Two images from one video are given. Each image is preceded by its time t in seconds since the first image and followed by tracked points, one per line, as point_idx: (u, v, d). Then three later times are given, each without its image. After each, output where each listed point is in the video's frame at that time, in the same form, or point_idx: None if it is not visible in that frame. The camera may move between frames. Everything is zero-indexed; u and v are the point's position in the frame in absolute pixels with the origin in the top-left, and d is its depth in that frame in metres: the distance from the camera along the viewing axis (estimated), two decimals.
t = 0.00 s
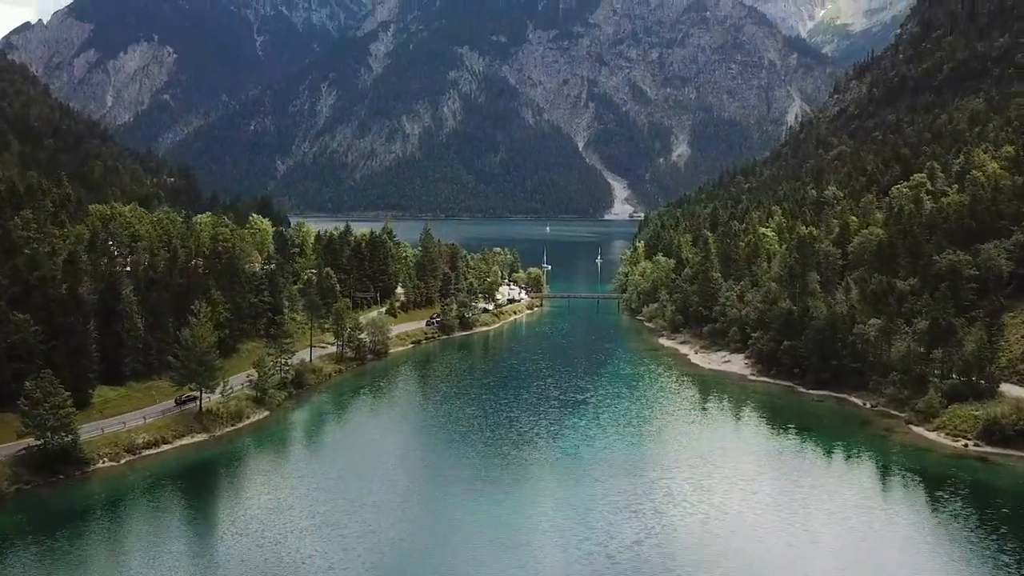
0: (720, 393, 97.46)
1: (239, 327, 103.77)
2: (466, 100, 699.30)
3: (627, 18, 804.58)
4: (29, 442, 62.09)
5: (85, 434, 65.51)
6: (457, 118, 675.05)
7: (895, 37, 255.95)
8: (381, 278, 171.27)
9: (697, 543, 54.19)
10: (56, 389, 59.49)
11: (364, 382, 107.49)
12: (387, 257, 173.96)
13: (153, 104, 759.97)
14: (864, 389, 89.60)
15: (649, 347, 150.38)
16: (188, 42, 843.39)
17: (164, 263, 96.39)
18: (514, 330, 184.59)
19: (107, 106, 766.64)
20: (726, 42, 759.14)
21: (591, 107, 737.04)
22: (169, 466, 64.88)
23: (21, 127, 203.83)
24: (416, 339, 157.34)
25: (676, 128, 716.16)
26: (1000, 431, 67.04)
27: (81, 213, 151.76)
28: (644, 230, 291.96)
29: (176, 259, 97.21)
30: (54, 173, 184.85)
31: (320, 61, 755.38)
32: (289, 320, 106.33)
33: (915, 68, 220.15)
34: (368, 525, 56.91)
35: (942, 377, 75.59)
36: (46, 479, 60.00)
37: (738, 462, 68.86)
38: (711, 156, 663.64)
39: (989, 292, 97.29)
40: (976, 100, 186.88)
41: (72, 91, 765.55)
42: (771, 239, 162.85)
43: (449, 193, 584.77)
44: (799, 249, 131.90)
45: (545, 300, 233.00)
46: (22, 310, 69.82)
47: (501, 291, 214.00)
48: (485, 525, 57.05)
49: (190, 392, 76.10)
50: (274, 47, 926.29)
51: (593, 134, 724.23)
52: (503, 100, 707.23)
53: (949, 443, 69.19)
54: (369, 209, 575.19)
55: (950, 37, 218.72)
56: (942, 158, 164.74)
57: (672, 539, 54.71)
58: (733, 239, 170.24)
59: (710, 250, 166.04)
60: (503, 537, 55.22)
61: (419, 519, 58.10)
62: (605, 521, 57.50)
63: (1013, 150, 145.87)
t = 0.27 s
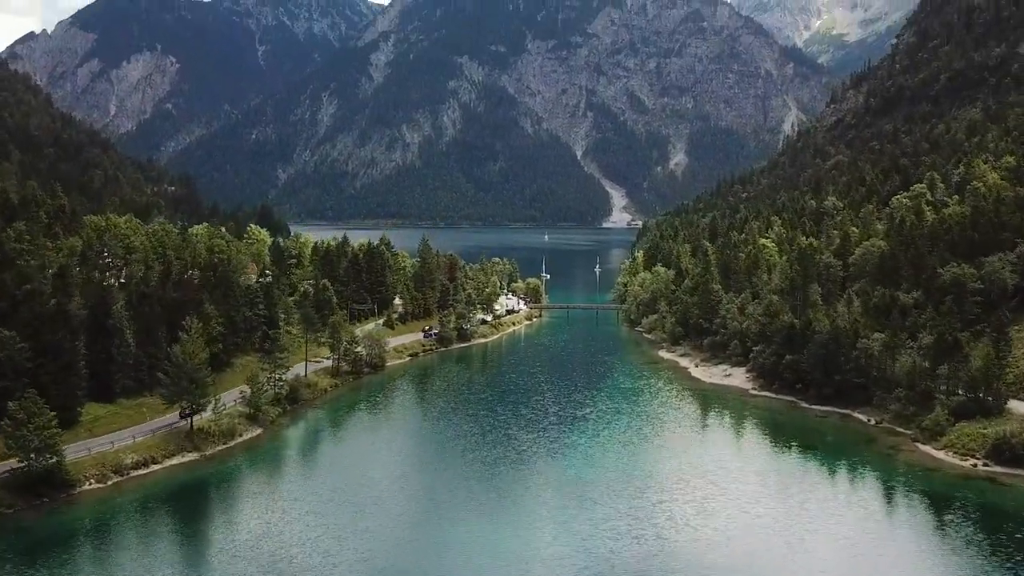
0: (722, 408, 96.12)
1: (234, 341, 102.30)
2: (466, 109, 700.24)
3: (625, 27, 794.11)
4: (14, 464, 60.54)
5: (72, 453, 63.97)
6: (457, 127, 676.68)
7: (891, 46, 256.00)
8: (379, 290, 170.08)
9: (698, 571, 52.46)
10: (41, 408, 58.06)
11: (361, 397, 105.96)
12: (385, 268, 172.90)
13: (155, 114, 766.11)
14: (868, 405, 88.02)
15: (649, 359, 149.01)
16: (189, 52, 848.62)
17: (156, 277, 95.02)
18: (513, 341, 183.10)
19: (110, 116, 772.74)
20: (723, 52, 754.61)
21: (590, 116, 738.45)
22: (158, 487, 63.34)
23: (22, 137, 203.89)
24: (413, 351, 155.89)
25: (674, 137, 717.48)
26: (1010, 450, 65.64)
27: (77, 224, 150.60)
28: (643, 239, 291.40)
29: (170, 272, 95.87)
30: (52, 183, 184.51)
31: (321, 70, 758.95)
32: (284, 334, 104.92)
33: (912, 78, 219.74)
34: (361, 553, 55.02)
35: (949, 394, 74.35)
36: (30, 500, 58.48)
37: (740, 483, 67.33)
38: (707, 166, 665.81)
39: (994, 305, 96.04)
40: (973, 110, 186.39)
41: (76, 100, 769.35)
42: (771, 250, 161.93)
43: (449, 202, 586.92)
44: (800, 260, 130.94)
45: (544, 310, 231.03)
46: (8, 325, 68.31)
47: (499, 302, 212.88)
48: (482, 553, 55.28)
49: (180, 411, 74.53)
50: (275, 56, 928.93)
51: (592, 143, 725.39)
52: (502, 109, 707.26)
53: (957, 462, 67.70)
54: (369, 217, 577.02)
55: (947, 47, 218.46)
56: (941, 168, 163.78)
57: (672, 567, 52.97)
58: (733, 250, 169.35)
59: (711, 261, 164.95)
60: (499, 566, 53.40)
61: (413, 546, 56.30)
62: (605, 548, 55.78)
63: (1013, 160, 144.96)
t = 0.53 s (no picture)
0: (723, 425, 94.72)
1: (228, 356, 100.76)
2: (465, 119, 701.52)
3: (623, 38, 797.91)
4: None
5: (57, 476, 62.25)
6: (456, 137, 677.63)
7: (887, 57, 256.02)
8: (376, 302, 168.82)
9: None
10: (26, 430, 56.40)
11: (357, 413, 104.28)
12: (383, 280, 171.65)
13: (159, 124, 773.52)
14: (873, 422, 86.41)
15: (649, 373, 147.61)
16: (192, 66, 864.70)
17: (148, 291, 93.64)
18: (512, 354, 181.52)
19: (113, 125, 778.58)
20: (720, 63, 755.04)
21: (588, 126, 739.13)
22: (147, 510, 61.71)
23: (22, 147, 204.27)
24: (411, 364, 154.27)
25: (671, 146, 714.17)
26: (1019, 471, 64.16)
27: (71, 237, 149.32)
28: (642, 249, 290.64)
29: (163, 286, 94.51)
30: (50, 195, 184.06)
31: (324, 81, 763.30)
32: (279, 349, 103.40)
33: (909, 88, 219.12)
34: None
35: (956, 413, 73.00)
36: (13, 526, 56.75)
37: (744, 506, 65.75)
38: (705, 175, 666.78)
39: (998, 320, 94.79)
40: (970, 121, 185.98)
41: (79, 110, 773.45)
42: (771, 261, 160.86)
43: (449, 210, 588.09)
44: (801, 273, 129.79)
45: (543, 321, 229.41)
46: None
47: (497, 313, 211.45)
48: None
49: (171, 430, 72.91)
50: (278, 68, 932.31)
51: (589, 153, 726.19)
52: (501, 119, 708.46)
53: (966, 483, 66.18)
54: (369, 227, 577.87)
55: (943, 57, 217.92)
56: (940, 179, 162.51)
57: None
58: (732, 261, 168.34)
59: (711, 273, 163.77)
60: None
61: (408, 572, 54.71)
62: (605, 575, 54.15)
63: (1013, 171, 144.15)
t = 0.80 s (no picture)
0: (725, 441, 93.20)
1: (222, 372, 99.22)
2: (465, 129, 702.41)
3: (620, 49, 792.46)
4: None
5: (42, 499, 60.55)
6: (456, 146, 677.68)
7: (884, 67, 255.73)
8: (373, 314, 167.53)
9: None
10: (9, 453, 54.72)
11: (352, 430, 102.34)
12: (380, 292, 170.40)
13: (161, 134, 780.44)
14: (877, 439, 84.80)
15: (648, 386, 146.03)
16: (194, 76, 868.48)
17: (140, 307, 92.16)
18: (511, 366, 179.87)
19: (115, 135, 784.39)
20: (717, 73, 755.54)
21: (586, 135, 739.99)
22: (135, 534, 60.03)
23: (22, 157, 204.40)
24: (408, 378, 152.58)
25: (669, 155, 718.03)
26: None
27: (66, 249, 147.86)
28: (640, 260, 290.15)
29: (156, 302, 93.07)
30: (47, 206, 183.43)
31: (327, 90, 766.10)
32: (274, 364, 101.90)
33: (905, 99, 218.63)
34: None
35: (964, 431, 71.58)
36: None
37: (748, 529, 64.12)
38: (701, 185, 669.93)
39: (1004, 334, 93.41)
40: (966, 131, 185.35)
41: (81, 120, 777.52)
42: (771, 273, 159.68)
43: (449, 218, 586.96)
44: (802, 286, 128.50)
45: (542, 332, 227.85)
46: None
47: (495, 325, 209.94)
48: None
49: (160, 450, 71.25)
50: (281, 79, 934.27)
51: (587, 162, 726.29)
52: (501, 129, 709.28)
53: (976, 505, 64.65)
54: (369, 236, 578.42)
55: (939, 68, 217.39)
56: (940, 190, 160.86)
57: None
58: (732, 273, 167.19)
59: (711, 284, 162.50)
60: None
61: None
62: None
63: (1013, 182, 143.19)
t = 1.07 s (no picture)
0: (727, 458, 91.47)
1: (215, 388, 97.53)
2: (464, 138, 703.15)
3: (618, 59, 792.26)
4: None
5: (24, 523, 58.63)
6: (456, 155, 677.66)
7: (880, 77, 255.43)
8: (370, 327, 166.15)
9: None
10: None
11: (347, 446, 100.59)
12: (376, 304, 169.13)
13: (163, 143, 784.72)
14: (883, 456, 83.12)
15: (648, 400, 144.31)
16: (196, 86, 871.54)
17: (132, 323, 90.73)
18: (509, 379, 178.12)
19: (119, 143, 787.88)
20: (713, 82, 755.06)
21: (584, 145, 741.16)
22: (120, 559, 58.21)
23: (22, 167, 206.58)
24: (405, 392, 150.64)
25: (666, 164, 722.93)
26: None
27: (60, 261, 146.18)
28: (638, 270, 290.02)
29: (148, 317, 91.61)
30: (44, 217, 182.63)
31: (328, 99, 767.27)
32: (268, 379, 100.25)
33: (901, 108, 218.42)
34: None
35: (972, 450, 70.03)
36: None
37: (752, 553, 62.43)
38: (696, 197, 676.02)
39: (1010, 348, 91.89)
40: (963, 141, 184.59)
41: (84, 130, 781.30)
42: (771, 284, 158.37)
43: (449, 227, 586.89)
44: (803, 298, 127.16)
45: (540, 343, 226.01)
46: None
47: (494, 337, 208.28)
48: None
49: (148, 470, 69.49)
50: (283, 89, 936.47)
51: (585, 171, 726.49)
52: (500, 139, 709.92)
53: (987, 528, 63.00)
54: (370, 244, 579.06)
55: (935, 78, 216.99)
56: (939, 201, 158.54)
57: None
58: (732, 284, 165.86)
59: (710, 296, 161.08)
60: None
61: None
62: None
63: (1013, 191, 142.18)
